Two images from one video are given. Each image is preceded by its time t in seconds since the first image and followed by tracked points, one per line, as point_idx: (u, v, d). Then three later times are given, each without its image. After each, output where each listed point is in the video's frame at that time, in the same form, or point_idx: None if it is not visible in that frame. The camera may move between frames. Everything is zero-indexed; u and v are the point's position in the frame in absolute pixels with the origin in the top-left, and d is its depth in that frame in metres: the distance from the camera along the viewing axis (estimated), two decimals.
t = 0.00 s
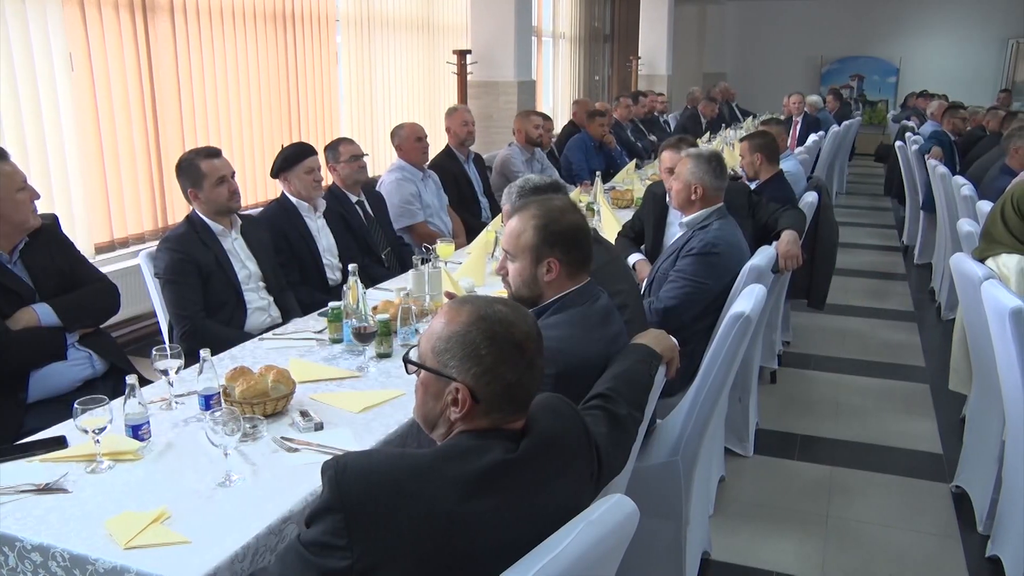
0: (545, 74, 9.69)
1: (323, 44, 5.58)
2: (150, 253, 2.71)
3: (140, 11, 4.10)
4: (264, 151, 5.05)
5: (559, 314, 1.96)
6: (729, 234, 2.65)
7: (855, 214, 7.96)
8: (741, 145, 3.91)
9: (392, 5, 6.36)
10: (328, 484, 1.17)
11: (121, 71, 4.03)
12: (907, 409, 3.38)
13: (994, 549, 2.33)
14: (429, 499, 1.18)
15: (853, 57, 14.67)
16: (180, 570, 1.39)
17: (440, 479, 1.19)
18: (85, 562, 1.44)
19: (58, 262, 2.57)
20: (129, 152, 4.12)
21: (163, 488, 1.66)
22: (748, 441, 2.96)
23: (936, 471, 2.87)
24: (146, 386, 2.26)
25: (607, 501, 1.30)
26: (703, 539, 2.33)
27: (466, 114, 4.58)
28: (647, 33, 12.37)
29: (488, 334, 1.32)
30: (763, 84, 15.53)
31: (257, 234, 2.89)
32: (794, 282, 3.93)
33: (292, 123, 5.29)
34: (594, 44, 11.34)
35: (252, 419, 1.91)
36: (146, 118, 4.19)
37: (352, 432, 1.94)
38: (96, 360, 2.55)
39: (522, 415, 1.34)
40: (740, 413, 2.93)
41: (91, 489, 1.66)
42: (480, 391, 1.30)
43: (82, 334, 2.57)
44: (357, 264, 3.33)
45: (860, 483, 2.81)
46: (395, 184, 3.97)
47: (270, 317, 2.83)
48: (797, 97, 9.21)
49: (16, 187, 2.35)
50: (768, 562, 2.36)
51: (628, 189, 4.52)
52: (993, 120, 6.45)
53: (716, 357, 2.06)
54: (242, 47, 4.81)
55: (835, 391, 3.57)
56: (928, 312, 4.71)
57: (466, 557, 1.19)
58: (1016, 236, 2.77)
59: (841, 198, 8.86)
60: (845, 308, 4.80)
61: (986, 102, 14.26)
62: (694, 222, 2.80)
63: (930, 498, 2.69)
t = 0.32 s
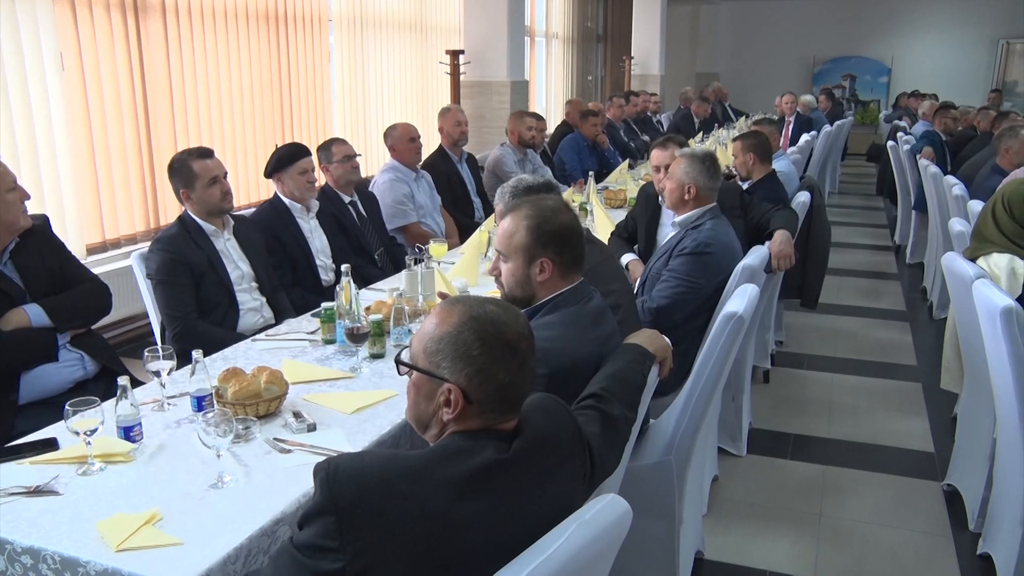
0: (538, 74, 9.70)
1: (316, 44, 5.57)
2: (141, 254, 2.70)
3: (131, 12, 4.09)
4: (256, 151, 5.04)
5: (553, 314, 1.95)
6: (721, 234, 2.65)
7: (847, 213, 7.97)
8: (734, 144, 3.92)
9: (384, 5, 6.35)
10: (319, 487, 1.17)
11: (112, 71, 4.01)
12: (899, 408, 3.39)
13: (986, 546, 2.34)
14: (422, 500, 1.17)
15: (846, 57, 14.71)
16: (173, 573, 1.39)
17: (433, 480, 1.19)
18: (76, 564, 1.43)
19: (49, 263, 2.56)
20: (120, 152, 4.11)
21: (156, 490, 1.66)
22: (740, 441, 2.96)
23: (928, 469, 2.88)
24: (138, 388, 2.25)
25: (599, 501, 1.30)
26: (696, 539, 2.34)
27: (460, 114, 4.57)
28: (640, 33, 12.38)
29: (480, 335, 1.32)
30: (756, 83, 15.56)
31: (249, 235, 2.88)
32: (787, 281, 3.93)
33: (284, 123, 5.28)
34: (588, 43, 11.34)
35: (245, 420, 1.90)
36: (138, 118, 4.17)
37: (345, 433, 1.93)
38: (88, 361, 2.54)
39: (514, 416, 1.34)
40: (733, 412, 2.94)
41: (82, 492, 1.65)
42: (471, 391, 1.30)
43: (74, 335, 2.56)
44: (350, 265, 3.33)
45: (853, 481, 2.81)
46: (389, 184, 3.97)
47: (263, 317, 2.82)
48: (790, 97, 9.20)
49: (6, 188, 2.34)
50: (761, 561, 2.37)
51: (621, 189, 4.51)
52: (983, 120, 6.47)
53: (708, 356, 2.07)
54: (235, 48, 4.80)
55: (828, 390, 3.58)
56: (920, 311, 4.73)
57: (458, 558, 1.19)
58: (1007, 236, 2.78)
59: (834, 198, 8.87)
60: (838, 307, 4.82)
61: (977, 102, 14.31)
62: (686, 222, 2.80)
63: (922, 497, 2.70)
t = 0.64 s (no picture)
0: (521, 74, 9.69)
1: (299, 44, 5.55)
2: (123, 256, 2.68)
3: (112, 11, 4.06)
4: (239, 152, 5.02)
5: (536, 313, 1.96)
6: (705, 233, 2.66)
7: (830, 212, 8.01)
8: (718, 142, 3.92)
9: (367, 5, 6.33)
10: (303, 489, 1.17)
11: (92, 71, 3.98)
12: (881, 405, 3.41)
13: (966, 542, 2.36)
14: (406, 500, 1.17)
15: (828, 57, 14.81)
16: None
17: (416, 481, 1.19)
18: (56, 569, 1.42)
19: (28, 264, 2.54)
20: (100, 153, 4.08)
21: (138, 493, 1.65)
22: (724, 439, 2.97)
23: (910, 466, 2.90)
24: (119, 390, 2.23)
25: (584, 501, 1.30)
26: (681, 537, 2.35)
27: (443, 114, 4.56)
28: (623, 33, 12.39)
29: (462, 335, 1.32)
30: (740, 83, 15.62)
31: (232, 236, 2.87)
32: (770, 280, 3.95)
33: (267, 123, 5.26)
34: (571, 43, 11.35)
35: (228, 422, 1.89)
36: (118, 119, 4.14)
37: (328, 434, 1.93)
38: (69, 364, 2.52)
39: (498, 415, 1.34)
40: (717, 411, 2.95)
41: (63, 496, 1.64)
42: (454, 391, 1.30)
43: (54, 337, 2.54)
44: (334, 265, 3.31)
45: (836, 478, 2.83)
46: (372, 184, 3.96)
47: (246, 318, 2.81)
48: (773, 97, 9.26)
49: None
50: (745, 558, 2.38)
51: (604, 189, 4.52)
52: (962, 120, 6.48)
53: (692, 355, 2.07)
54: (216, 48, 4.78)
55: (811, 388, 3.60)
56: (901, 309, 4.77)
57: (443, 559, 1.19)
58: (986, 234, 2.80)
59: (816, 197, 8.92)
60: (820, 305, 4.84)
61: (958, 101, 14.44)
62: (670, 221, 2.80)
63: (904, 493, 2.72)
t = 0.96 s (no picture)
0: (501, 74, 9.69)
1: (278, 44, 5.52)
2: (100, 258, 2.65)
3: (87, 11, 4.02)
4: (218, 153, 4.99)
5: (516, 313, 1.95)
6: (685, 232, 2.67)
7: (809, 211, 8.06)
8: (700, 140, 3.93)
9: (346, 5, 6.31)
10: (282, 491, 1.17)
11: (68, 72, 3.94)
12: (860, 402, 3.44)
13: (943, 537, 2.38)
14: (386, 502, 1.17)
15: (807, 57, 14.91)
16: None
17: (397, 482, 1.19)
18: None
19: (3, 267, 2.51)
20: (77, 154, 4.04)
21: (116, 497, 1.63)
22: (705, 437, 2.98)
23: (888, 462, 2.92)
24: (97, 394, 2.21)
25: (564, 501, 1.29)
26: (663, 536, 2.35)
27: (423, 114, 4.55)
28: (604, 33, 12.41)
29: (442, 335, 1.32)
30: (722, 83, 15.69)
31: (210, 238, 2.85)
32: (751, 279, 3.97)
33: (246, 123, 5.23)
34: (551, 43, 11.35)
35: (207, 424, 1.88)
36: (95, 120, 4.10)
37: (310, 435, 1.92)
38: (45, 367, 2.50)
39: (478, 416, 1.34)
40: (698, 409, 2.96)
41: (40, 501, 1.62)
42: (435, 391, 1.29)
43: (30, 340, 2.51)
44: (314, 267, 3.30)
45: (816, 475, 2.85)
46: (352, 185, 3.94)
47: (226, 320, 2.79)
48: (753, 96, 9.32)
49: None
50: (725, 556, 2.39)
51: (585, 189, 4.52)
52: (938, 118, 6.56)
53: (673, 353, 2.07)
54: (194, 48, 4.75)
55: (791, 386, 3.62)
56: (880, 307, 4.80)
57: (424, 560, 1.18)
58: (962, 233, 2.83)
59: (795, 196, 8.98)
60: (799, 303, 4.87)
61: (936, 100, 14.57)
62: (650, 220, 2.81)
63: (883, 489, 2.75)
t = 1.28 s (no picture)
0: (476, 74, 9.68)
1: (251, 44, 5.48)
2: (71, 260, 2.63)
3: (56, 11, 3.97)
4: (190, 153, 4.94)
5: (491, 313, 1.95)
6: (660, 231, 2.68)
7: (783, 210, 8.13)
8: (678, 138, 3.93)
9: (320, 5, 6.28)
10: (257, 494, 1.17)
11: (36, 72, 3.89)
12: (834, 399, 3.47)
13: (916, 531, 2.41)
14: (362, 503, 1.17)
15: (778, 58, 14.99)
16: None
17: (373, 484, 1.18)
18: None
19: None
20: (47, 155, 3.99)
21: (88, 503, 1.61)
22: (682, 435, 3.00)
23: (862, 457, 2.95)
24: (68, 398, 2.19)
25: (540, 500, 1.29)
26: (639, 534, 2.36)
27: (398, 114, 4.54)
28: (579, 33, 12.44)
29: (416, 335, 1.31)
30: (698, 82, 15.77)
31: (184, 240, 2.83)
32: (726, 278, 3.99)
33: (220, 124, 5.19)
34: (526, 43, 11.36)
35: (181, 428, 1.86)
36: (65, 120, 4.06)
37: (285, 437, 1.91)
38: (15, 372, 2.46)
39: (453, 416, 1.34)
40: (675, 407, 2.98)
41: (9, 508, 1.60)
42: (410, 392, 1.29)
43: None
44: (289, 268, 3.28)
45: (791, 472, 2.87)
46: (327, 186, 3.92)
47: (200, 322, 2.77)
48: (727, 95, 9.32)
49: None
50: (702, 553, 2.40)
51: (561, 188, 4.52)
52: (909, 118, 6.63)
53: (648, 352, 2.08)
54: (166, 47, 4.71)
55: (766, 384, 3.65)
56: (853, 304, 4.85)
57: (400, 561, 1.18)
58: (932, 231, 2.86)
59: (770, 194, 9.05)
60: (774, 302, 4.91)
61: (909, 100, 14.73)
62: (625, 219, 2.82)
63: (856, 485, 2.77)
